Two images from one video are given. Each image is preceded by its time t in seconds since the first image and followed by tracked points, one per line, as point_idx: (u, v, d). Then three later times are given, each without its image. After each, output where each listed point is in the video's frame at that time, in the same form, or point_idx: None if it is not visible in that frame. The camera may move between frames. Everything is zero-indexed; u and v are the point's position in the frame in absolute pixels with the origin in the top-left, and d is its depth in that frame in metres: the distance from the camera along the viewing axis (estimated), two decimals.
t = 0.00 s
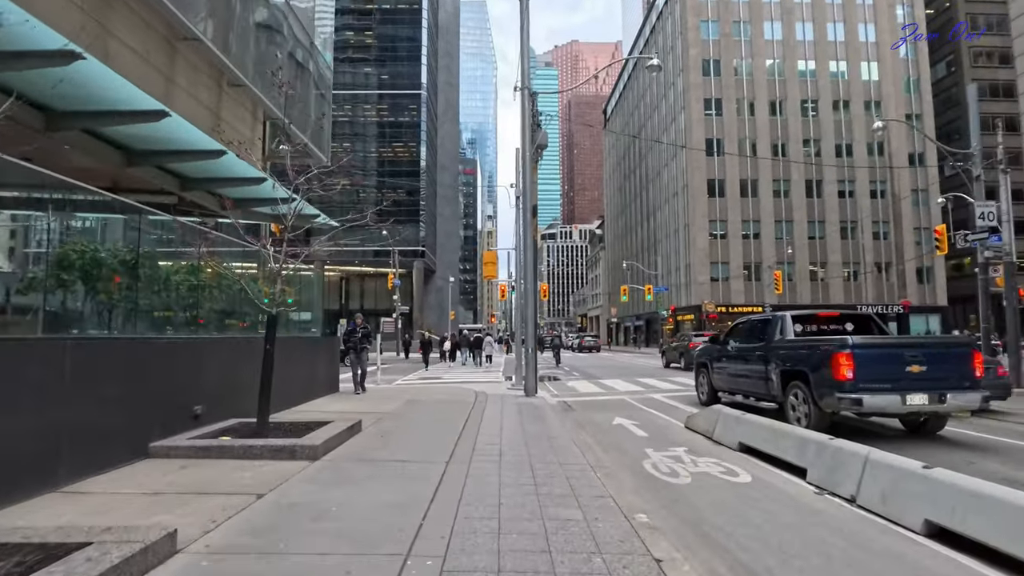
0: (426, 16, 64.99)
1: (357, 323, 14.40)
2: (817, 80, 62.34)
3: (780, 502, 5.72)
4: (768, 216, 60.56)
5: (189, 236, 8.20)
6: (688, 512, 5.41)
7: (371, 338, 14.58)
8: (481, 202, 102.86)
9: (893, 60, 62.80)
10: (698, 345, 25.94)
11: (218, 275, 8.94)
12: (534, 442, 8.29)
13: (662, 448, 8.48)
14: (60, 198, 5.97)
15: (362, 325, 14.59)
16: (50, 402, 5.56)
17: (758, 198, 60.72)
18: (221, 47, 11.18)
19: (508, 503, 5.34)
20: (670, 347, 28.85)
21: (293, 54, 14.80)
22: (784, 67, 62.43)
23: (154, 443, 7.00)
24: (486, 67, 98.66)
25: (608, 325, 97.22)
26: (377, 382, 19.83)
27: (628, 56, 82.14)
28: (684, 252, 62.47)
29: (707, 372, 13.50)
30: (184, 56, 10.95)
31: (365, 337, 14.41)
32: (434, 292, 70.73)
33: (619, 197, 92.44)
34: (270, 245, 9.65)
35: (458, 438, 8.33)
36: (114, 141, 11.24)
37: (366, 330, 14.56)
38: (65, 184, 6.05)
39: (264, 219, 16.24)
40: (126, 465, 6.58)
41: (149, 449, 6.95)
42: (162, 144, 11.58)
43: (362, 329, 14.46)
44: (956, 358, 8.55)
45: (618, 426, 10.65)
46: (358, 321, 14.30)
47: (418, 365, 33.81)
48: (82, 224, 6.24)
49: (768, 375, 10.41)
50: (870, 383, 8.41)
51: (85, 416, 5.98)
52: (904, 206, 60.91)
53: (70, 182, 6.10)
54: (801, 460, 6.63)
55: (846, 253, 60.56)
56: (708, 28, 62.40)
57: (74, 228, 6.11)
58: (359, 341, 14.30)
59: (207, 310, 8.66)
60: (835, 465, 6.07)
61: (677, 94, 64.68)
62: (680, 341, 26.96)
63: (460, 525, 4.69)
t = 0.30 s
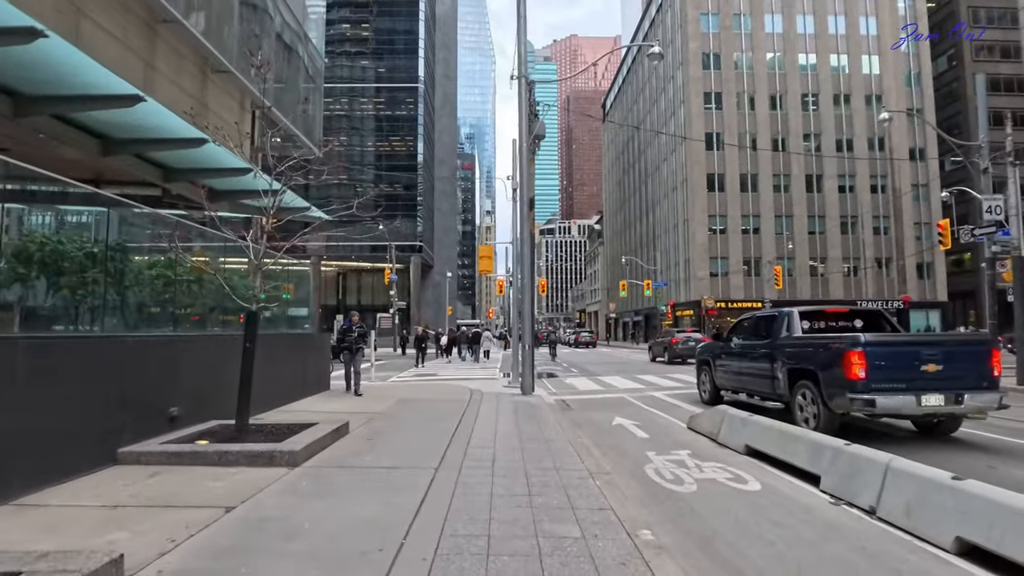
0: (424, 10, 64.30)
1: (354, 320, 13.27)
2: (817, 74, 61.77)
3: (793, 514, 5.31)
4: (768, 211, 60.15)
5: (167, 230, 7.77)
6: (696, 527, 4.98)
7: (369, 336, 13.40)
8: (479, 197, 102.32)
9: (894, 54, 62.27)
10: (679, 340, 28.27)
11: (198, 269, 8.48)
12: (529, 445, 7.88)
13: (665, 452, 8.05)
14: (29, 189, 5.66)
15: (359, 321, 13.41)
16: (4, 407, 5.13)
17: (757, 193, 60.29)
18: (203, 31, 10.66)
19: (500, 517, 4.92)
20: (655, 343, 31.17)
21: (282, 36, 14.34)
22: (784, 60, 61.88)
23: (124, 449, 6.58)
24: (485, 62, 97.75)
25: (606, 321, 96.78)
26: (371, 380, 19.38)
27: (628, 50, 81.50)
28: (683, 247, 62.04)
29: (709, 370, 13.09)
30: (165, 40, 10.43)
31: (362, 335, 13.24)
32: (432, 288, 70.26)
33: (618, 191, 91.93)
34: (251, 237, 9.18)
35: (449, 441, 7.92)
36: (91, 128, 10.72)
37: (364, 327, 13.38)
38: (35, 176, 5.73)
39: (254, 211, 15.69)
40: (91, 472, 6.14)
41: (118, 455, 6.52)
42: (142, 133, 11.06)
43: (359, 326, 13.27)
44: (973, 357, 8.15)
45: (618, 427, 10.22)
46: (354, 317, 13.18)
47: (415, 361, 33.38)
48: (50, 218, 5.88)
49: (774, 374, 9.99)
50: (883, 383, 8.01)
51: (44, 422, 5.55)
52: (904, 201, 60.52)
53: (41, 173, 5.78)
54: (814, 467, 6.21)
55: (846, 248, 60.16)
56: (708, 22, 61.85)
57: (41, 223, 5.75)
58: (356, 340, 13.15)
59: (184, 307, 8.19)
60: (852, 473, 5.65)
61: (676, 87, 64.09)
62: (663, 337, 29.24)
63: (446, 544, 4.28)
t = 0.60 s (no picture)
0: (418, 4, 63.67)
1: (343, 312, 12.34)
2: (813, 70, 61.56)
3: (806, 523, 4.92)
4: (764, 207, 59.90)
5: (135, 218, 7.30)
6: (702, 537, 4.57)
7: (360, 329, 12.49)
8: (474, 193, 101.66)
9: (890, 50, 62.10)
10: (661, 336, 29.96)
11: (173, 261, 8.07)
12: (521, 445, 7.46)
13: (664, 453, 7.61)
14: (16, 180, 5.58)
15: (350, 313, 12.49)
16: None
17: (753, 189, 60.06)
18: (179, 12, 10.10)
19: (487, 526, 4.51)
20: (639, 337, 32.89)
21: (268, 20, 13.85)
22: (781, 56, 61.63)
23: (82, 451, 6.09)
24: (479, 58, 97.01)
25: (601, 317, 96.49)
26: (361, 377, 18.90)
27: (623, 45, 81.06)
28: (678, 244, 61.76)
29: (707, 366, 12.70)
30: (139, 21, 9.88)
31: (353, 328, 12.34)
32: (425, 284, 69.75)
33: (613, 188, 91.57)
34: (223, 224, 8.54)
35: (438, 441, 7.49)
36: (58, 112, 10.09)
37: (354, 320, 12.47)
38: (12, 164, 5.54)
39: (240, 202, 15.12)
40: (46, 476, 5.66)
41: (76, 457, 6.04)
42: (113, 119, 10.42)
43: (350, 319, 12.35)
44: (987, 352, 7.77)
45: (615, 426, 9.81)
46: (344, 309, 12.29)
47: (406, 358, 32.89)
48: (21, 205, 5.60)
49: (777, 370, 9.61)
50: (894, 380, 7.62)
51: None
52: (899, 198, 60.43)
53: (17, 161, 5.58)
54: (825, 469, 5.81)
55: (841, 245, 59.98)
56: (703, 17, 61.58)
57: (13, 210, 5.49)
58: (347, 335, 12.27)
59: (153, 301, 7.69)
60: (869, 477, 5.26)
61: (672, 83, 63.80)
62: (646, 332, 30.82)
63: (427, 558, 3.87)
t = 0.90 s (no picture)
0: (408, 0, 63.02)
1: (325, 314, 11.73)
2: (804, 70, 61.68)
3: (825, 544, 4.50)
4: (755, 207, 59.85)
5: (88, 208, 6.66)
6: (713, 562, 4.14)
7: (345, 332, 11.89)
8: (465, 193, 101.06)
9: (880, 51, 62.28)
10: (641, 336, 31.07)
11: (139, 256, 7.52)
12: (513, 454, 6.99)
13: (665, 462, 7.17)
14: None
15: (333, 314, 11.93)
16: None
17: (744, 188, 59.95)
18: None
19: (476, 551, 4.06)
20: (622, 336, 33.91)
21: (251, 7, 13.30)
22: (772, 56, 61.64)
23: (33, 464, 5.56)
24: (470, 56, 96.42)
25: (591, 317, 96.26)
26: (347, 379, 18.35)
27: (615, 44, 80.84)
28: (670, 243, 61.61)
29: (704, 368, 12.30)
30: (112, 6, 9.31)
31: (336, 331, 11.74)
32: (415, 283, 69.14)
33: (604, 187, 91.37)
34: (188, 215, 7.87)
35: (424, 450, 7.01)
36: (19, 99, 9.41)
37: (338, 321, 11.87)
38: None
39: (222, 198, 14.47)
40: None
41: (24, 473, 5.49)
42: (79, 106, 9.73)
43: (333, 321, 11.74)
44: (1001, 355, 7.42)
45: (611, 431, 9.38)
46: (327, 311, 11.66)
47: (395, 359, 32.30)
48: None
49: (780, 373, 9.21)
50: (905, 385, 7.24)
51: None
52: (889, 198, 60.60)
53: None
54: (842, 482, 5.41)
55: (831, 245, 60.04)
56: (695, 16, 61.49)
57: None
58: (330, 338, 11.69)
59: (116, 301, 7.12)
60: (891, 493, 4.85)
61: (663, 82, 63.66)
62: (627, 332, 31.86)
63: None
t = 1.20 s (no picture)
0: None
1: (300, 309, 11.16)
2: (790, 69, 61.77)
3: (835, 560, 4.12)
4: (741, 205, 59.90)
5: (28, 189, 6.11)
6: None
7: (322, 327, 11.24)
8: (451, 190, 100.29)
9: (865, 51, 62.60)
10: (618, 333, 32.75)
11: (93, 247, 6.94)
12: (496, 458, 6.55)
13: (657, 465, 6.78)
14: None
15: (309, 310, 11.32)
16: None
17: (730, 186, 60.05)
18: None
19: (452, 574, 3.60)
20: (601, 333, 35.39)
21: None
22: (759, 55, 61.74)
23: None
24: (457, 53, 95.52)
25: (578, 315, 96.12)
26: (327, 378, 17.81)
27: (602, 42, 80.62)
28: (656, 241, 61.60)
29: (695, 367, 11.95)
30: None
31: (312, 326, 11.08)
32: (400, 280, 68.48)
33: (591, 184, 91.15)
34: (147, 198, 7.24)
35: (401, 454, 6.55)
36: None
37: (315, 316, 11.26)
38: None
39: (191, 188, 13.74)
40: None
41: None
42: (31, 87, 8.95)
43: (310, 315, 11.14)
44: (1005, 353, 7.13)
45: (599, 432, 8.97)
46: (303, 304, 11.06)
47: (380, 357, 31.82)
48: None
49: (775, 372, 8.87)
50: (906, 385, 6.93)
51: None
52: (873, 197, 60.98)
53: None
54: (847, 490, 5.05)
55: (816, 243, 60.29)
56: (682, 13, 61.36)
57: None
58: (305, 334, 10.99)
59: (62, 297, 6.51)
60: (902, 501, 4.51)
61: (650, 80, 63.58)
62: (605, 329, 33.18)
63: None
